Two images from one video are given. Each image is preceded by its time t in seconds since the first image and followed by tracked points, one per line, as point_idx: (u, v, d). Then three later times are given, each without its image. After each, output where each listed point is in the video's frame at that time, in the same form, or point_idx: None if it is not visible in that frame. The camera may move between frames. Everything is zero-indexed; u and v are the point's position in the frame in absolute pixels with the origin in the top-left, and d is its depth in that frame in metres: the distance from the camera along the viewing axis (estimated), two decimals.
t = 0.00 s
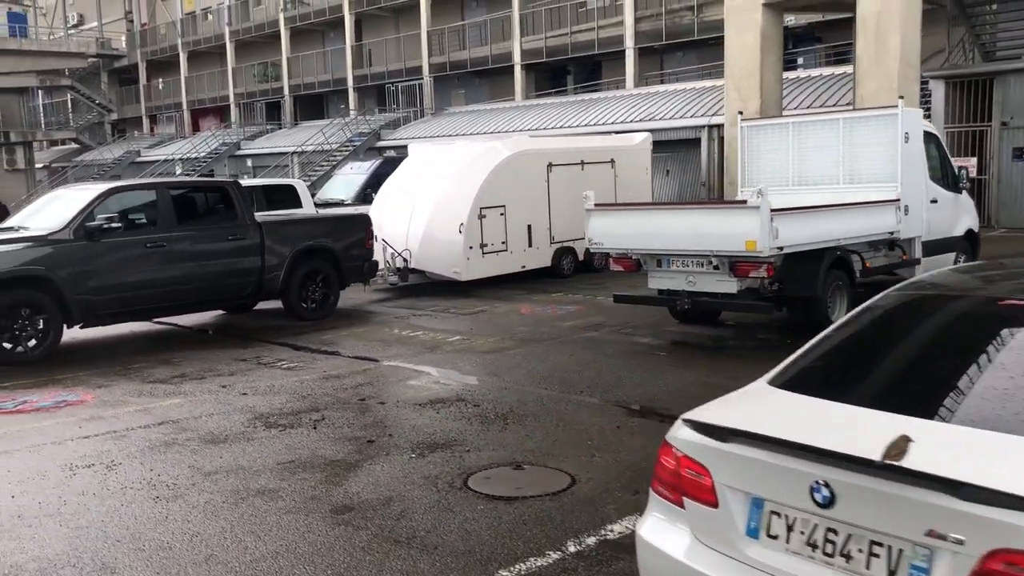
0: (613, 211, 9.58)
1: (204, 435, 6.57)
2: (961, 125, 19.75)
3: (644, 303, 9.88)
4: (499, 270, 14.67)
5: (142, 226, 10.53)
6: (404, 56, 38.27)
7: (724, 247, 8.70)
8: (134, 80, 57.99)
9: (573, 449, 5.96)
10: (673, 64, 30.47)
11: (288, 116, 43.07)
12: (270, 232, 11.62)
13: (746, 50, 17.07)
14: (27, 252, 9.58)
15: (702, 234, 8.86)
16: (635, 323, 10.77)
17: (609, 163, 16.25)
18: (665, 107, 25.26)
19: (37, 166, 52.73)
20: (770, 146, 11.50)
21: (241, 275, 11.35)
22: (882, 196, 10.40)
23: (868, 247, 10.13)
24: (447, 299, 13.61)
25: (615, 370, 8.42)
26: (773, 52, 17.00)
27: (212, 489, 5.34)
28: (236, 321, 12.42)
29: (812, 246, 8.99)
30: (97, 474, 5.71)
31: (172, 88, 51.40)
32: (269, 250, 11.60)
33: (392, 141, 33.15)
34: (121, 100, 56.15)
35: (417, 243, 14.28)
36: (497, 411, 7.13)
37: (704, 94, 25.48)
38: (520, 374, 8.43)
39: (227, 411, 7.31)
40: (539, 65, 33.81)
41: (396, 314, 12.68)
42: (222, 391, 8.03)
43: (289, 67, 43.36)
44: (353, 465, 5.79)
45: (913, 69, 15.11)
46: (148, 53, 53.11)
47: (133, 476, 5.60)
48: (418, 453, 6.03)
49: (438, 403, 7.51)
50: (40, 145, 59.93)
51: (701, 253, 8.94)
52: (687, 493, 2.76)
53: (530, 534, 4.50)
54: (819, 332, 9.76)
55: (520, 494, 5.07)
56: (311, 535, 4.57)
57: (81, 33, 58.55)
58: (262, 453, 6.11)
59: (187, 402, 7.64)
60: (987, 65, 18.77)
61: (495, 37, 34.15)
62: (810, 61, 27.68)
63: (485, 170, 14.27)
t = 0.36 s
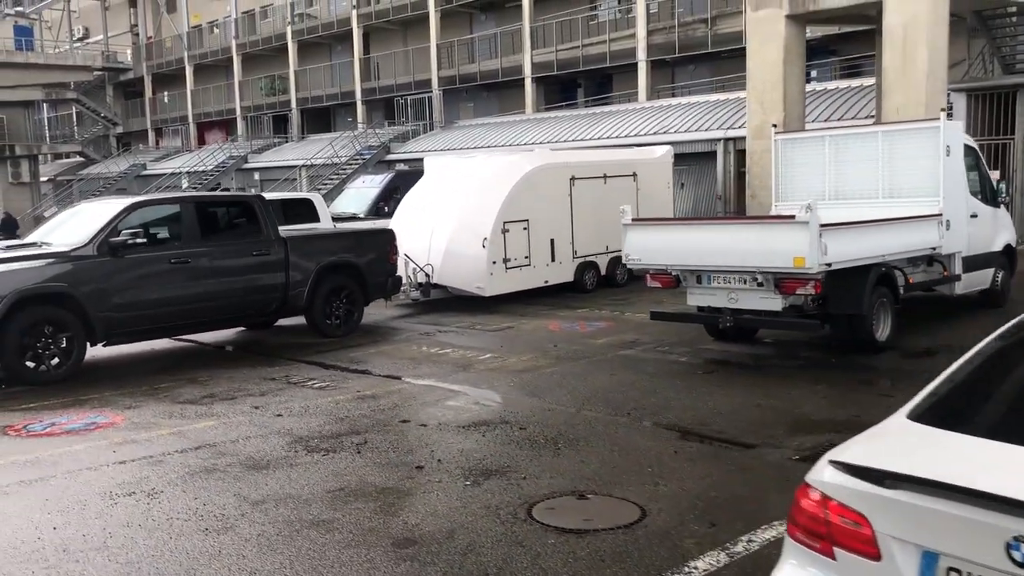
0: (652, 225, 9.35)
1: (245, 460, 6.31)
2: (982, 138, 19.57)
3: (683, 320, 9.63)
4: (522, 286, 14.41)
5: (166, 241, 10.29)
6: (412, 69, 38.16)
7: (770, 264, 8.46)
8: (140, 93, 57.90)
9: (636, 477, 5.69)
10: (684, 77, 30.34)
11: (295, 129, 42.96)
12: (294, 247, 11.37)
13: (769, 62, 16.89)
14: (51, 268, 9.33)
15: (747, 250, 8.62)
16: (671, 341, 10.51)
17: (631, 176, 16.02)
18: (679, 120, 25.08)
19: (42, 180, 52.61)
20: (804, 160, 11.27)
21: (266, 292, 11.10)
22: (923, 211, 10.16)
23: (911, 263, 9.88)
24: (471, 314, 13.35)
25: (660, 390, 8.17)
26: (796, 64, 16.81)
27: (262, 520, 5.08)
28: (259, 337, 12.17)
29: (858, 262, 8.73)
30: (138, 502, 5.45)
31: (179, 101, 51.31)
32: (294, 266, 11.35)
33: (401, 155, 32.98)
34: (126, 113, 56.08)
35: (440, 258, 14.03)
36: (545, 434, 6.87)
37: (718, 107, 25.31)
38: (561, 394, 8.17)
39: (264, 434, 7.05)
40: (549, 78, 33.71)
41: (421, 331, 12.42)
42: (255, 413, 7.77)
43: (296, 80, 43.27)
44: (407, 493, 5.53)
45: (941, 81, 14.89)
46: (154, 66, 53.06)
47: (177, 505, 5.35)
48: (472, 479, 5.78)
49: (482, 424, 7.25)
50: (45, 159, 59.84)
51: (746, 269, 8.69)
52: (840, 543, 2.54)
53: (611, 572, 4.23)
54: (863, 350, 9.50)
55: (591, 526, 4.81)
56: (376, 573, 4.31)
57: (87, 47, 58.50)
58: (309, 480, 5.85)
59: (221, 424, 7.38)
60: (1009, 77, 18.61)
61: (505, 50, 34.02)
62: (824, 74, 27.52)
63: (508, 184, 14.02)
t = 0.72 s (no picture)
0: (691, 237, 9.15)
1: (290, 481, 6.09)
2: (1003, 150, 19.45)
3: (722, 335, 9.42)
4: (546, 299, 14.19)
5: (193, 254, 10.11)
6: (421, 81, 38.04)
7: (816, 277, 8.27)
8: (146, 107, 57.81)
9: (700, 500, 5.47)
10: (696, 90, 30.21)
11: (303, 141, 42.84)
12: (320, 261, 11.19)
13: (791, 73, 16.75)
14: (78, 282, 9.14)
15: (792, 263, 8.42)
16: (707, 356, 10.27)
17: (653, 188, 15.81)
18: (694, 132, 24.92)
19: (48, 193, 52.47)
20: (839, 172, 11.09)
21: (292, 305, 10.92)
22: (963, 223, 9.96)
23: (953, 276, 9.67)
24: (495, 329, 13.12)
25: (706, 406, 7.94)
26: (818, 75, 16.67)
27: (319, 545, 4.87)
28: (283, 352, 11.94)
29: (904, 276, 8.53)
30: (186, 526, 5.24)
31: (185, 114, 51.20)
32: (320, 279, 11.18)
33: (411, 167, 32.83)
34: (132, 125, 56.04)
35: (463, 271, 13.84)
36: (597, 453, 6.65)
37: (733, 119, 25.15)
38: (604, 410, 7.94)
39: (305, 454, 6.82)
40: (560, 91, 33.64)
41: (447, 345, 12.20)
42: (292, 431, 7.55)
43: (304, 93, 43.16)
44: (465, 517, 5.31)
45: (967, 92, 14.74)
46: (161, 79, 53.02)
47: (227, 529, 5.13)
48: (530, 502, 5.56)
49: (528, 443, 7.03)
50: (51, 172, 59.73)
51: (790, 283, 8.49)
52: None
53: None
54: (907, 365, 9.27)
55: (666, 553, 4.59)
56: None
57: (94, 60, 58.47)
58: (360, 503, 5.63)
59: (258, 443, 7.16)
60: None
61: (515, 63, 33.91)
62: (838, 86, 27.37)
63: (532, 196, 13.82)
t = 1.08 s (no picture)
0: (727, 244, 8.91)
1: (329, 498, 5.81)
2: None
3: (760, 344, 9.16)
4: (569, 308, 13.91)
5: (214, 262, 9.85)
6: (429, 88, 37.85)
7: (862, 285, 8.01)
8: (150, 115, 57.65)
9: (765, 519, 5.19)
10: (708, 97, 30.04)
11: (310, 149, 42.69)
12: (342, 269, 10.95)
13: (813, 79, 16.55)
14: (98, 291, 8.89)
15: (835, 270, 8.17)
16: (741, 368, 10.01)
17: (674, 195, 15.58)
18: (708, 139, 24.72)
19: (53, 202, 52.29)
20: (873, 177, 10.85)
21: (315, 314, 10.67)
22: (1004, 229, 9.70)
23: (995, 284, 9.40)
24: (518, 338, 12.87)
25: (750, 418, 7.68)
26: (840, 81, 16.47)
27: (370, 570, 4.59)
28: (302, 361, 11.68)
29: (950, 284, 8.28)
30: (225, 547, 4.96)
31: (191, 122, 51.05)
32: (343, 287, 10.93)
33: (420, 175, 32.65)
34: (137, 134, 55.87)
35: (484, 278, 13.59)
36: (645, 468, 6.37)
37: (746, 127, 24.99)
38: (645, 423, 7.67)
39: (339, 470, 6.55)
40: (570, 99, 33.53)
41: (469, 355, 11.94)
42: (323, 445, 7.27)
43: (311, 101, 43.00)
44: (519, 538, 5.02)
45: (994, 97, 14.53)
46: (166, 87, 52.84)
47: (268, 552, 4.85)
48: (585, 521, 5.28)
49: (571, 456, 6.75)
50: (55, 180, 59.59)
51: (834, 291, 8.23)
52: None
53: None
54: (951, 376, 8.99)
55: None
56: None
57: (99, 68, 58.39)
58: (405, 522, 5.35)
59: (290, 457, 6.91)
60: None
61: (524, 70, 33.72)
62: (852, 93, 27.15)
63: (553, 202, 13.54)
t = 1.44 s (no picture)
0: (774, 252, 8.65)
1: (380, 520, 5.55)
2: None
3: (806, 356, 8.88)
4: (596, 317, 13.58)
5: (242, 269, 9.61)
6: (439, 93, 37.59)
7: (919, 294, 7.72)
8: (158, 120, 57.50)
9: (846, 544, 4.90)
10: (723, 102, 29.79)
11: (319, 155, 42.48)
12: (370, 277, 10.69)
13: (840, 83, 16.25)
14: (126, 299, 8.65)
15: (890, 279, 7.89)
16: (783, 379, 9.73)
17: (700, 202, 15.30)
18: (726, 145, 24.45)
19: (60, 207, 52.21)
20: (916, 182, 10.58)
21: (343, 324, 10.41)
22: None
23: None
24: (546, 347, 12.58)
25: (805, 434, 7.40)
26: (868, 85, 16.17)
27: None
28: (329, 371, 11.43)
29: (1009, 293, 7.98)
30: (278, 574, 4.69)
31: (199, 128, 50.88)
32: (371, 296, 10.67)
33: (432, 181, 32.43)
34: (145, 139, 55.73)
35: (509, 286, 13.31)
36: (706, 488, 6.09)
37: (764, 132, 24.73)
38: (695, 439, 7.40)
39: (385, 488, 6.27)
40: (582, 104, 33.31)
41: (498, 365, 11.68)
42: (364, 462, 7.01)
43: (320, 106, 42.81)
44: (589, 564, 4.75)
45: None
46: (174, 92, 52.67)
47: None
48: (656, 545, 5.00)
49: (625, 474, 6.48)
50: (63, 186, 59.51)
51: (888, 300, 7.95)
52: None
53: None
54: (1005, 390, 8.68)
55: None
56: None
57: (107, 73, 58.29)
58: (464, 547, 5.07)
59: (332, 475, 6.64)
60: None
61: (536, 75, 33.46)
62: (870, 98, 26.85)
63: (581, 209, 13.22)
